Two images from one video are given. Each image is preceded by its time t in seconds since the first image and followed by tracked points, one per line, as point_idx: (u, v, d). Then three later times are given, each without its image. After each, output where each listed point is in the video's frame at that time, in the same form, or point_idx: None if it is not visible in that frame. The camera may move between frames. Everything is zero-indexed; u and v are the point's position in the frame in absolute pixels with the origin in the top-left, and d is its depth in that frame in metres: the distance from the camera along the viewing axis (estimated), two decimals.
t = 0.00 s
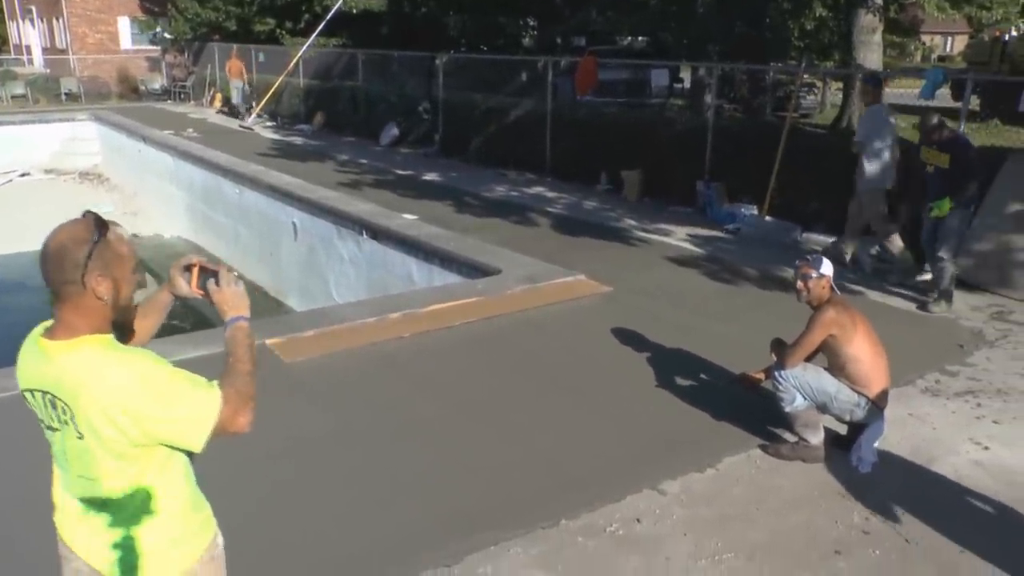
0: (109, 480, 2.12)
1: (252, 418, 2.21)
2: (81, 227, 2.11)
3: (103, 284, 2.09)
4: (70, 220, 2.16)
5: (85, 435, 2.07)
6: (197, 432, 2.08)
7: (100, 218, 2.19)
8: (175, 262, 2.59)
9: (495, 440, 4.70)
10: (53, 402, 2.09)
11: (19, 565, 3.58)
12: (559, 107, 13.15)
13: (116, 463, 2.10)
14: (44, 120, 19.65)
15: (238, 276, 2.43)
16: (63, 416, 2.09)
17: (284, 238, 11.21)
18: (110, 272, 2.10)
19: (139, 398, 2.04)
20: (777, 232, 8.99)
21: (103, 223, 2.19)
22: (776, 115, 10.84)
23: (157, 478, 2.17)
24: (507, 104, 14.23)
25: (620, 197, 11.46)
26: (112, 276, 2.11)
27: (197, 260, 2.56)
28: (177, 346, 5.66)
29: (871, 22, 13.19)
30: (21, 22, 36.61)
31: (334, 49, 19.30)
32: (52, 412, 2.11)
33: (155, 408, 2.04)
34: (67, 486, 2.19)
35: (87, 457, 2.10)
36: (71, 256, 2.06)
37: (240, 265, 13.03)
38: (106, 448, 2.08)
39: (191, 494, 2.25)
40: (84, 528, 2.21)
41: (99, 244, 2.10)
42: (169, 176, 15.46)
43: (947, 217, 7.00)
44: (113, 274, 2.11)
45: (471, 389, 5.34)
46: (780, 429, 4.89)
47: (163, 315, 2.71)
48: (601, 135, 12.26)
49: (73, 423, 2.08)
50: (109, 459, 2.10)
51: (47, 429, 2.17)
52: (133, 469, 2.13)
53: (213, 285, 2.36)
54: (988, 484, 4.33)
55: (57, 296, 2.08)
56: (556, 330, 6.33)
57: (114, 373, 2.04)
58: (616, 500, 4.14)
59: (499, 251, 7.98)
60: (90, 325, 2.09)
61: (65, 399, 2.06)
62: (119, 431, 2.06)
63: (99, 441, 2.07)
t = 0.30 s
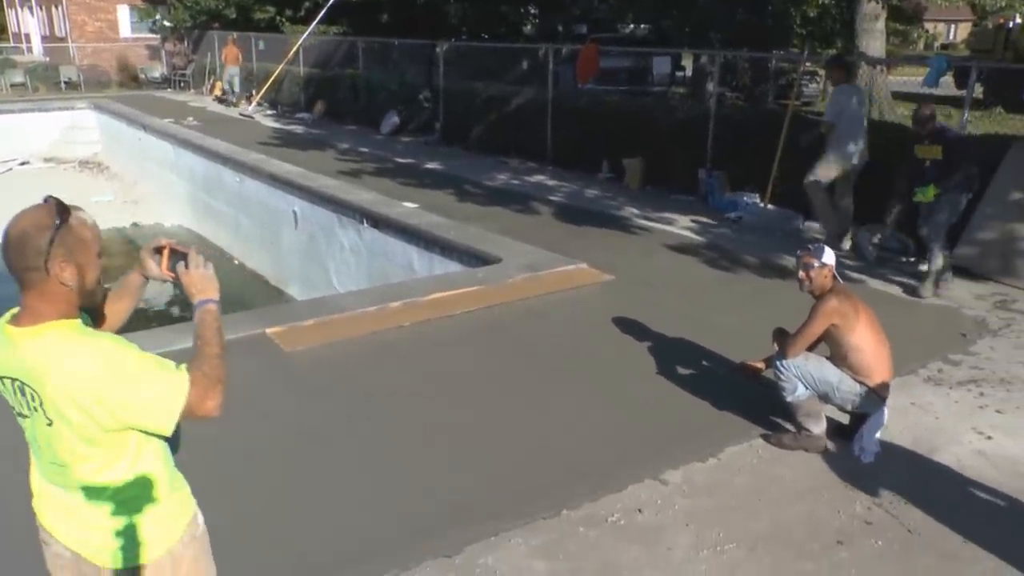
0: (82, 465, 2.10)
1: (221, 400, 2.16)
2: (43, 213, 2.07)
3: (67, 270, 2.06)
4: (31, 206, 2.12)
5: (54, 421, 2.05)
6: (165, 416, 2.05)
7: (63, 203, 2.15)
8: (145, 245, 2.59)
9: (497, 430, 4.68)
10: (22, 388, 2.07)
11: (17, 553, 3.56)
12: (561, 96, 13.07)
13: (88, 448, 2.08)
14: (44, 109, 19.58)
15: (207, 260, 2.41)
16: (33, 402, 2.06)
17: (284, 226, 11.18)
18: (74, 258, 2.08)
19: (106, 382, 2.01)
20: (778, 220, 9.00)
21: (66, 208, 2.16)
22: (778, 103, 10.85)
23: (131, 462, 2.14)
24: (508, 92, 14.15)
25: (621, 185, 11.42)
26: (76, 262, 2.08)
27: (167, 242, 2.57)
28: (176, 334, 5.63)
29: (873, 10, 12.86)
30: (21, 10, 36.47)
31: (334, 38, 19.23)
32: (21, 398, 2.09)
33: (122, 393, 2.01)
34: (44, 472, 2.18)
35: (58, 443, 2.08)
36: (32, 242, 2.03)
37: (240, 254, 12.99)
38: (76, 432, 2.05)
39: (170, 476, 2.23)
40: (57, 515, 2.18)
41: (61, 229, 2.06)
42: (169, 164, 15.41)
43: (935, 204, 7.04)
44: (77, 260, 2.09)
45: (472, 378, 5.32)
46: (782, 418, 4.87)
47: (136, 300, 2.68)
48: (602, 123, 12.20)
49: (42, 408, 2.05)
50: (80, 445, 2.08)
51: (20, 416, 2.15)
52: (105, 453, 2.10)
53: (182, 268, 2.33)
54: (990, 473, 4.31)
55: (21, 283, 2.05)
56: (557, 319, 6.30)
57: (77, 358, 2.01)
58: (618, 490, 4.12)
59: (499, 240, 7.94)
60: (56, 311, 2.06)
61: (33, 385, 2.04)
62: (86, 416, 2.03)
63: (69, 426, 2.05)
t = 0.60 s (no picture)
0: (86, 460, 2.10)
1: (224, 392, 2.16)
2: (44, 208, 2.08)
3: (67, 265, 2.07)
4: (33, 201, 2.13)
5: (57, 417, 2.05)
6: (166, 409, 2.05)
7: (64, 198, 2.15)
8: (144, 239, 2.59)
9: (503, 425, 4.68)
10: (24, 385, 2.07)
11: (26, 547, 3.57)
12: (566, 91, 13.04)
13: (91, 443, 2.08)
14: (49, 103, 19.60)
15: (207, 252, 2.41)
16: (35, 398, 2.06)
17: (290, 221, 11.18)
18: (74, 254, 2.08)
19: (106, 376, 2.00)
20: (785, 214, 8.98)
21: (67, 203, 2.16)
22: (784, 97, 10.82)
23: (134, 455, 2.14)
24: (513, 87, 14.13)
25: (627, 179, 11.40)
26: (76, 257, 2.09)
27: (165, 235, 2.56)
28: (183, 329, 5.63)
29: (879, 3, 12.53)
30: (26, 5, 36.42)
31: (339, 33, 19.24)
32: (23, 394, 2.09)
33: (123, 387, 2.01)
34: (48, 467, 2.18)
35: (61, 439, 2.08)
36: (32, 237, 2.03)
37: (246, 248, 13.01)
38: (78, 428, 2.06)
39: (173, 469, 2.24)
40: (61, 510, 2.18)
41: (62, 225, 2.07)
42: (175, 158, 15.41)
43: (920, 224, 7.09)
44: (77, 255, 2.09)
45: (479, 372, 5.32)
46: (789, 413, 4.86)
47: (138, 293, 2.68)
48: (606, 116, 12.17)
49: (44, 405, 2.05)
50: (83, 440, 2.07)
51: (23, 412, 2.15)
52: (108, 448, 2.10)
53: (181, 260, 2.33)
54: (998, 468, 4.30)
55: (21, 278, 2.06)
56: (563, 313, 6.29)
57: (77, 354, 2.00)
58: (625, 485, 4.12)
59: (505, 234, 7.93)
60: (57, 306, 2.06)
61: (34, 382, 2.03)
62: (88, 412, 2.03)
63: (71, 422, 2.05)
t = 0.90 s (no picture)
0: (112, 462, 2.12)
1: (248, 394, 2.16)
2: (65, 210, 2.09)
3: (90, 267, 2.08)
4: (54, 203, 2.14)
5: (83, 419, 2.08)
6: (190, 410, 2.07)
7: (84, 200, 2.17)
8: (163, 242, 2.62)
9: (514, 427, 4.68)
10: (50, 388, 2.09)
11: (43, 548, 3.60)
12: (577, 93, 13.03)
13: (116, 445, 2.10)
14: (62, 105, 19.70)
15: (226, 256, 2.43)
16: (61, 401, 2.09)
17: (302, 222, 11.21)
18: (97, 255, 2.09)
19: (131, 378, 2.03)
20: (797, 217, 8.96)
21: (87, 205, 2.17)
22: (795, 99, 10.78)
23: (159, 457, 2.16)
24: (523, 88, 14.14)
25: (638, 182, 11.39)
26: (99, 258, 2.10)
27: (185, 239, 2.60)
28: (196, 330, 5.66)
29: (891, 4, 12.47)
30: (39, 8, 36.61)
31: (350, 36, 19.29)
32: (50, 398, 2.12)
33: (147, 388, 2.03)
34: (73, 470, 2.20)
35: (87, 441, 2.10)
36: (56, 240, 2.04)
37: (258, 250, 13.05)
38: (103, 430, 2.08)
39: (197, 471, 2.26)
40: (86, 512, 2.21)
41: (84, 227, 2.08)
42: (186, 160, 15.49)
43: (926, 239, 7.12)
44: (100, 257, 2.10)
45: (490, 374, 5.32)
46: (801, 416, 4.84)
47: (156, 298, 2.68)
48: (617, 117, 12.16)
49: (71, 408, 2.08)
50: (108, 442, 2.10)
51: (49, 416, 2.18)
52: (133, 450, 2.12)
53: (201, 263, 2.35)
54: (1011, 472, 4.28)
55: (45, 282, 2.07)
56: (574, 315, 6.29)
57: (102, 356, 2.03)
58: (637, 487, 4.12)
59: (516, 236, 7.93)
60: (81, 308, 2.08)
61: (60, 385, 2.06)
62: (113, 413, 2.05)
63: (96, 424, 2.07)
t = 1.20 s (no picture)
0: (140, 464, 2.15)
1: (267, 414, 2.21)
2: (87, 213, 2.11)
3: (115, 269, 2.10)
4: (76, 207, 2.17)
5: (110, 421, 2.10)
6: (214, 418, 2.09)
7: (106, 203, 2.19)
8: (187, 265, 2.61)
9: (526, 431, 4.69)
10: (78, 389, 2.12)
11: (58, 549, 3.63)
12: (590, 98, 13.04)
13: (142, 447, 2.13)
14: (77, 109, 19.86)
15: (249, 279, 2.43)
16: (89, 402, 2.11)
17: (315, 226, 11.25)
18: (121, 256, 2.11)
19: (158, 381, 2.05)
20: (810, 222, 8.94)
21: (110, 207, 2.20)
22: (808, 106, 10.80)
23: (183, 461, 2.18)
24: (537, 93, 14.15)
25: (651, 187, 11.38)
26: (123, 259, 2.12)
27: (208, 263, 2.58)
28: (210, 333, 5.69)
29: (905, 9, 12.42)
30: (56, 14, 36.95)
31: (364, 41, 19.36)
32: (78, 398, 2.14)
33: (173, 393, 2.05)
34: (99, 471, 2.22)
35: (113, 442, 2.12)
36: (79, 243, 2.07)
37: (272, 253, 13.11)
38: (129, 432, 2.10)
39: (219, 477, 2.28)
40: (108, 512, 2.24)
41: (106, 229, 2.10)
42: (200, 164, 15.57)
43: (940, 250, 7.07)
44: (124, 258, 2.12)
45: (502, 379, 5.33)
46: (813, 422, 4.83)
47: (177, 319, 2.72)
48: (631, 122, 12.16)
49: (98, 408, 2.10)
50: (134, 444, 2.12)
51: (75, 417, 2.20)
52: (159, 453, 2.15)
53: (224, 285, 2.36)
54: None
55: (71, 285, 2.10)
56: (587, 321, 6.29)
57: (131, 359, 2.05)
58: (650, 492, 4.12)
59: (529, 241, 7.94)
60: (106, 310, 2.10)
61: (89, 386, 2.08)
62: (139, 415, 2.08)
63: (123, 425, 2.10)
